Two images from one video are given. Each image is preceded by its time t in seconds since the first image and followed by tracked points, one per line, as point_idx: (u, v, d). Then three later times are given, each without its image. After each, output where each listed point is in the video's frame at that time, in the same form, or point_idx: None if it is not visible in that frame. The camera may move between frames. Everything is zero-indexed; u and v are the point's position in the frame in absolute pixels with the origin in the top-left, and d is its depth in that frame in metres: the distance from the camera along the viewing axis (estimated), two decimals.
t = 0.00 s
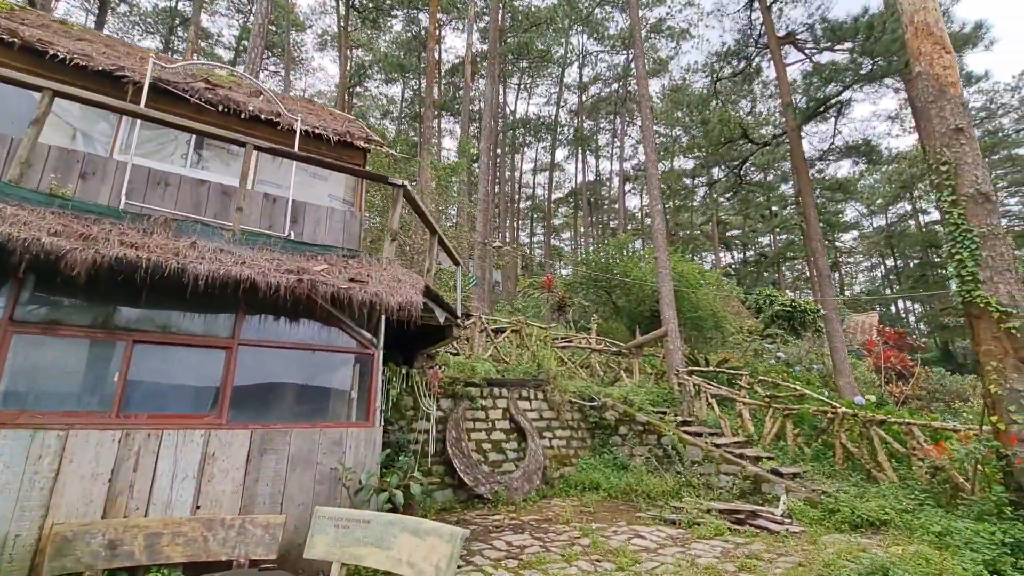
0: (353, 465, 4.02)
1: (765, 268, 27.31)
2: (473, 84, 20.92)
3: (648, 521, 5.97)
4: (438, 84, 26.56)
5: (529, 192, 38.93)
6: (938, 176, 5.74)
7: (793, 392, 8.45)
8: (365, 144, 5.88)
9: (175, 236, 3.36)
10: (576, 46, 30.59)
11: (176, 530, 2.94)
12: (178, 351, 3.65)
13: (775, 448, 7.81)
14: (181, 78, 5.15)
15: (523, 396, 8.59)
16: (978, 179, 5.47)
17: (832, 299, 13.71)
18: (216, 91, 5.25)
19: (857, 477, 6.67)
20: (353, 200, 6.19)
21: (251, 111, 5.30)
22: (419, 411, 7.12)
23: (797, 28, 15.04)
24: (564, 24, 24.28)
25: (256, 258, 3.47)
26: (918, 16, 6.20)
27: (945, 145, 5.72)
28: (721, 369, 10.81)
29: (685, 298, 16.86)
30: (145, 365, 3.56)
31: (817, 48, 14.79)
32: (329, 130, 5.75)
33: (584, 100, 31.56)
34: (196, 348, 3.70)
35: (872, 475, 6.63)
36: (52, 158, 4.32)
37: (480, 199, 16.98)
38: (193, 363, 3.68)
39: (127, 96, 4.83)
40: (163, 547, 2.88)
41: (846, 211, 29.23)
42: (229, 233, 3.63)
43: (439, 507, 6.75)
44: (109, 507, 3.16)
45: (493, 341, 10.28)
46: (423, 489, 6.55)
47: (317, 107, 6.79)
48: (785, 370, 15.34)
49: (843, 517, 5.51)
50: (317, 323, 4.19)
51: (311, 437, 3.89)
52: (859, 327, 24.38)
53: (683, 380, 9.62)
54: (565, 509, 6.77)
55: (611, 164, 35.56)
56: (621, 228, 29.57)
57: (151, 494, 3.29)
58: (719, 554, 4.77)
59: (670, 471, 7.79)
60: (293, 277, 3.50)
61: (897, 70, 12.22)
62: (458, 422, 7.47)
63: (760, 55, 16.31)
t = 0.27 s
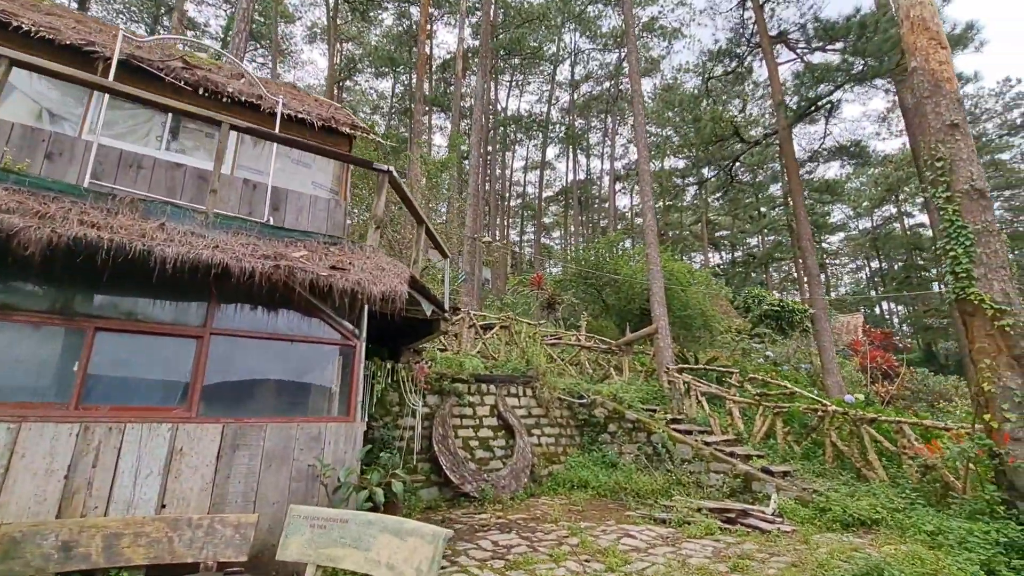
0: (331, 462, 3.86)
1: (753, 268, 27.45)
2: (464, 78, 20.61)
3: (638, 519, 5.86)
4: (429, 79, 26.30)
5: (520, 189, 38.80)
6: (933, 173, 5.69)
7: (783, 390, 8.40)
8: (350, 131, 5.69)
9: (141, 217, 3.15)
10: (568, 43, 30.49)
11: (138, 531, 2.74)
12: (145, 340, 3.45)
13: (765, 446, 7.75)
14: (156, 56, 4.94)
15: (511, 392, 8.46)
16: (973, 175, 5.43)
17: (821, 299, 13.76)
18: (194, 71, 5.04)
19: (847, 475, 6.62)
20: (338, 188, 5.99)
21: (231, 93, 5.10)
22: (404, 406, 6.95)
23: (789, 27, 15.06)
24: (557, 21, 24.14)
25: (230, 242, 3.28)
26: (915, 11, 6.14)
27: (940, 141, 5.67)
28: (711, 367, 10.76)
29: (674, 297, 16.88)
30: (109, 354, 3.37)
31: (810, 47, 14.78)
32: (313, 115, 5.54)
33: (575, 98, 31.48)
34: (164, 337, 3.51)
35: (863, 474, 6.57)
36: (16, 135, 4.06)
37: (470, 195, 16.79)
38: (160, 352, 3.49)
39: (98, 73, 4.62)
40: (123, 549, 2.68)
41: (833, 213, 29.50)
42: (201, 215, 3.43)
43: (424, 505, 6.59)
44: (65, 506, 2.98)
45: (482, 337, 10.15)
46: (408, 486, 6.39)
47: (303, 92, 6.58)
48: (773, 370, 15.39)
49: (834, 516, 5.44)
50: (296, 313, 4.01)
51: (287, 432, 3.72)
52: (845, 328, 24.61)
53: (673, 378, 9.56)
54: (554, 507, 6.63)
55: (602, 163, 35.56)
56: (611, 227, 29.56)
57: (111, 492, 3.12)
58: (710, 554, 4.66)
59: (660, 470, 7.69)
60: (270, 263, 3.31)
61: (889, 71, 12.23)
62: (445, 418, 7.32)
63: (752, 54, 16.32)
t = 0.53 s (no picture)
0: (307, 454, 3.70)
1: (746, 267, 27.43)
2: (457, 71, 20.33)
3: (632, 516, 5.69)
4: (422, 74, 25.94)
5: (513, 186, 38.55)
6: (936, 162, 5.56)
7: (779, 386, 8.26)
8: (336, 111, 5.45)
9: (101, 190, 2.93)
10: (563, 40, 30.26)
11: (93, 529, 2.50)
12: (107, 323, 3.30)
13: (760, 442, 7.62)
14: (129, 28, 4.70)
15: (502, 387, 8.26)
16: (977, 165, 5.30)
17: (815, 296, 13.67)
18: (170, 44, 4.80)
19: (844, 472, 6.49)
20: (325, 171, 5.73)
21: (208, 68, 4.85)
22: (392, 400, 6.73)
23: (785, 23, 14.93)
24: (552, 16, 23.89)
25: (200, 219, 3.04)
26: None
27: (943, 130, 5.53)
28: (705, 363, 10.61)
29: (667, 293, 16.76)
30: (66, 336, 3.20)
31: (805, 44, 14.68)
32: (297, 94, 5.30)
33: (569, 95, 31.26)
34: (128, 319, 3.36)
35: (860, 471, 6.44)
36: None
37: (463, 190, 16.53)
38: (123, 336, 3.33)
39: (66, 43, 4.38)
40: (76, 548, 2.45)
41: (825, 213, 29.54)
42: (168, 189, 3.20)
43: (411, 501, 6.37)
44: (12, 501, 2.81)
45: (473, 331, 9.94)
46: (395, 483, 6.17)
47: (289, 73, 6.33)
48: (766, 367, 15.32)
49: (832, 513, 5.30)
50: (271, 297, 3.87)
51: (260, 422, 3.56)
52: (836, 327, 24.66)
53: (667, 373, 9.42)
54: (545, 504, 6.44)
55: (595, 161, 35.40)
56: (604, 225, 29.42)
57: (64, 486, 2.95)
58: (707, 552, 4.49)
59: (653, 466, 7.52)
60: (244, 241, 3.07)
61: (886, 66, 12.15)
62: (434, 412, 7.12)
63: (747, 49, 16.18)
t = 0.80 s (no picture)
0: (283, 454, 3.51)
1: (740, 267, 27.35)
2: (450, 65, 20.01)
3: (628, 519, 5.51)
4: (416, 69, 25.61)
5: (507, 184, 38.30)
6: (942, 155, 5.41)
7: (777, 384, 8.11)
8: (322, 95, 5.22)
9: (56, 168, 2.72)
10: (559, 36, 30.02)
11: (40, 537, 2.28)
12: (64, 312, 3.08)
13: (757, 442, 7.47)
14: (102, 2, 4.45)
15: (495, 385, 8.06)
16: (985, 158, 5.15)
17: (811, 296, 13.55)
18: (147, 20, 4.56)
19: (844, 473, 6.34)
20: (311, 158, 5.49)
21: (186, 47, 4.62)
22: (381, 398, 6.50)
23: (783, 19, 14.78)
24: (547, 12, 23.64)
25: (167, 200, 2.83)
26: None
27: (949, 122, 5.38)
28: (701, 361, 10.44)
29: (662, 292, 16.63)
30: (19, 326, 2.98)
31: (803, 40, 14.54)
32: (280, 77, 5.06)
33: (565, 92, 31.04)
34: (89, 308, 3.15)
35: (860, 471, 6.29)
36: None
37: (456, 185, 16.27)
38: (82, 325, 3.11)
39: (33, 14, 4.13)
40: (20, 559, 2.21)
41: (820, 213, 29.52)
42: (133, 170, 3.00)
43: (400, 502, 6.16)
44: None
45: (466, 328, 9.74)
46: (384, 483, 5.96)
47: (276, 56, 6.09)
48: (761, 366, 15.21)
49: (834, 516, 5.14)
50: (245, 287, 3.68)
51: (232, 420, 3.37)
52: (830, 327, 24.63)
53: (663, 371, 9.27)
54: (538, 505, 6.26)
55: (591, 159, 35.21)
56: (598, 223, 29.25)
57: (11, 490, 2.73)
58: (707, 557, 4.31)
59: (649, 466, 7.34)
60: (216, 224, 2.85)
61: (883, 63, 12.00)
62: (424, 410, 6.92)
63: (745, 46, 16.01)
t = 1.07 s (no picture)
0: (262, 459, 3.32)
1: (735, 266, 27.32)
2: (444, 61, 19.77)
3: (625, 522, 5.36)
4: (410, 65, 25.34)
5: (502, 182, 38.11)
6: (948, 150, 5.28)
7: (775, 384, 7.99)
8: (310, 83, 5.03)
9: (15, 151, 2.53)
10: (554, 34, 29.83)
11: None
12: (25, 305, 2.89)
13: (756, 443, 7.35)
14: None
15: (489, 384, 7.89)
16: (993, 153, 5.02)
17: (808, 295, 13.47)
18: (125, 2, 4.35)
19: (845, 475, 6.21)
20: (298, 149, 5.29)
21: (167, 29, 4.41)
22: (372, 397, 6.32)
23: (781, 17, 14.66)
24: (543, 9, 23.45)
25: (137, 186, 2.63)
26: None
27: (956, 116, 5.25)
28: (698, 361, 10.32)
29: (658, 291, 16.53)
30: None
31: (801, 38, 14.42)
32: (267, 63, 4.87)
33: (560, 90, 30.86)
34: (53, 301, 2.95)
35: (862, 474, 6.17)
36: None
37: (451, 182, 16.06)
38: (43, 320, 2.91)
39: None
40: None
41: (814, 213, 29.55)
42: (103, 156, 2.81)
43: (391, 504, 5.98)
44: None
45: (459, 327, 9.57)
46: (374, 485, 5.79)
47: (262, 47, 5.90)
48: (757, 365, 15.16)
49: (838, 520, 5.01)
50: (225, 281, 3.49)
51: (208, 421, 3.19)
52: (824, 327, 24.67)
53: (660, 371, 9.14)
54: (533, 508, 6.10)
55: (586, 157, 35.09)
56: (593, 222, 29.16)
57: None
58: (708, 563, 4.16)
59: (646, 467, 7.19)
60: (189, 211, 2.65)
61: (882, 61, 11.89)
62: (416, 410, 6.74)
63: (742, 44, 15.90)
